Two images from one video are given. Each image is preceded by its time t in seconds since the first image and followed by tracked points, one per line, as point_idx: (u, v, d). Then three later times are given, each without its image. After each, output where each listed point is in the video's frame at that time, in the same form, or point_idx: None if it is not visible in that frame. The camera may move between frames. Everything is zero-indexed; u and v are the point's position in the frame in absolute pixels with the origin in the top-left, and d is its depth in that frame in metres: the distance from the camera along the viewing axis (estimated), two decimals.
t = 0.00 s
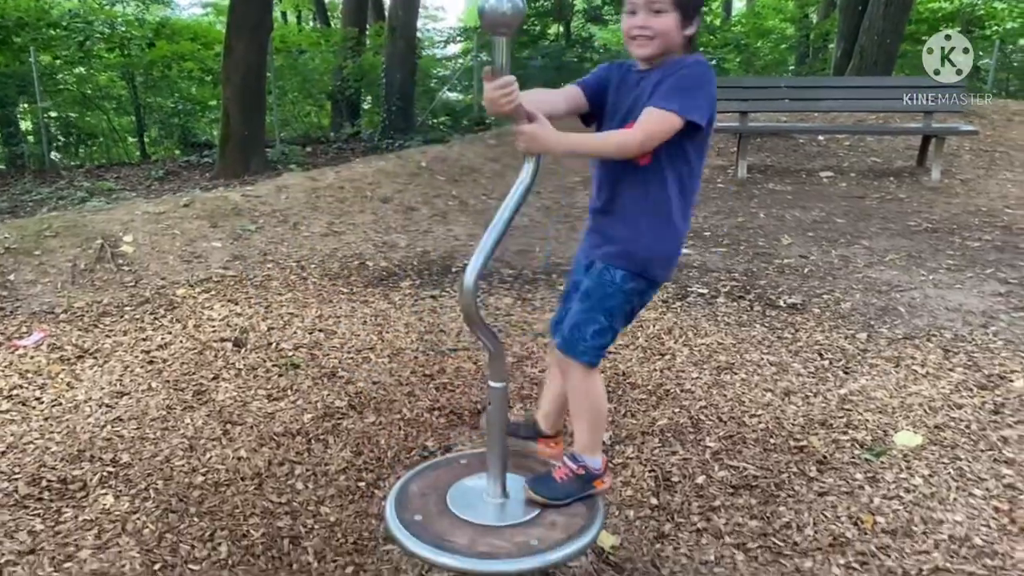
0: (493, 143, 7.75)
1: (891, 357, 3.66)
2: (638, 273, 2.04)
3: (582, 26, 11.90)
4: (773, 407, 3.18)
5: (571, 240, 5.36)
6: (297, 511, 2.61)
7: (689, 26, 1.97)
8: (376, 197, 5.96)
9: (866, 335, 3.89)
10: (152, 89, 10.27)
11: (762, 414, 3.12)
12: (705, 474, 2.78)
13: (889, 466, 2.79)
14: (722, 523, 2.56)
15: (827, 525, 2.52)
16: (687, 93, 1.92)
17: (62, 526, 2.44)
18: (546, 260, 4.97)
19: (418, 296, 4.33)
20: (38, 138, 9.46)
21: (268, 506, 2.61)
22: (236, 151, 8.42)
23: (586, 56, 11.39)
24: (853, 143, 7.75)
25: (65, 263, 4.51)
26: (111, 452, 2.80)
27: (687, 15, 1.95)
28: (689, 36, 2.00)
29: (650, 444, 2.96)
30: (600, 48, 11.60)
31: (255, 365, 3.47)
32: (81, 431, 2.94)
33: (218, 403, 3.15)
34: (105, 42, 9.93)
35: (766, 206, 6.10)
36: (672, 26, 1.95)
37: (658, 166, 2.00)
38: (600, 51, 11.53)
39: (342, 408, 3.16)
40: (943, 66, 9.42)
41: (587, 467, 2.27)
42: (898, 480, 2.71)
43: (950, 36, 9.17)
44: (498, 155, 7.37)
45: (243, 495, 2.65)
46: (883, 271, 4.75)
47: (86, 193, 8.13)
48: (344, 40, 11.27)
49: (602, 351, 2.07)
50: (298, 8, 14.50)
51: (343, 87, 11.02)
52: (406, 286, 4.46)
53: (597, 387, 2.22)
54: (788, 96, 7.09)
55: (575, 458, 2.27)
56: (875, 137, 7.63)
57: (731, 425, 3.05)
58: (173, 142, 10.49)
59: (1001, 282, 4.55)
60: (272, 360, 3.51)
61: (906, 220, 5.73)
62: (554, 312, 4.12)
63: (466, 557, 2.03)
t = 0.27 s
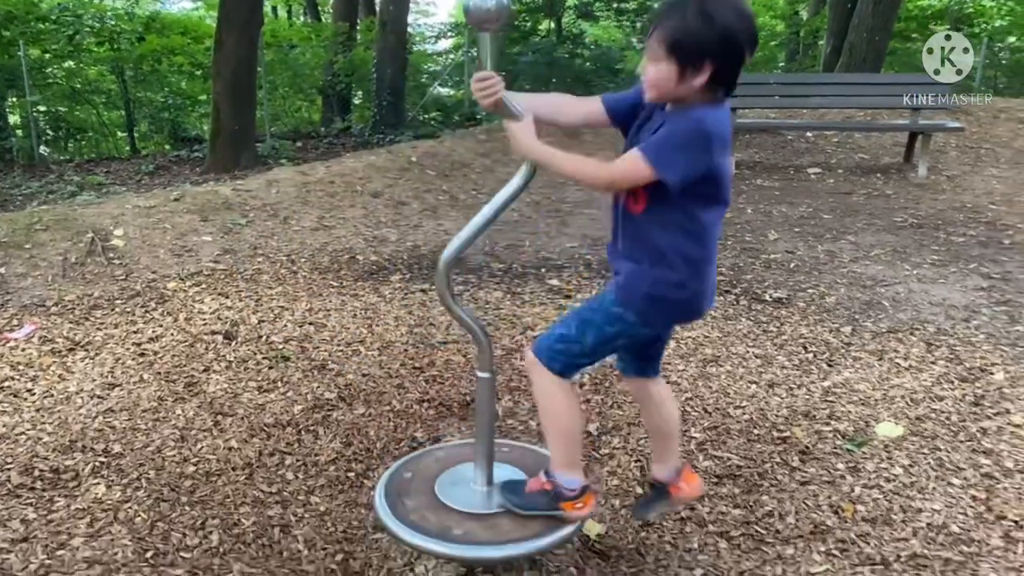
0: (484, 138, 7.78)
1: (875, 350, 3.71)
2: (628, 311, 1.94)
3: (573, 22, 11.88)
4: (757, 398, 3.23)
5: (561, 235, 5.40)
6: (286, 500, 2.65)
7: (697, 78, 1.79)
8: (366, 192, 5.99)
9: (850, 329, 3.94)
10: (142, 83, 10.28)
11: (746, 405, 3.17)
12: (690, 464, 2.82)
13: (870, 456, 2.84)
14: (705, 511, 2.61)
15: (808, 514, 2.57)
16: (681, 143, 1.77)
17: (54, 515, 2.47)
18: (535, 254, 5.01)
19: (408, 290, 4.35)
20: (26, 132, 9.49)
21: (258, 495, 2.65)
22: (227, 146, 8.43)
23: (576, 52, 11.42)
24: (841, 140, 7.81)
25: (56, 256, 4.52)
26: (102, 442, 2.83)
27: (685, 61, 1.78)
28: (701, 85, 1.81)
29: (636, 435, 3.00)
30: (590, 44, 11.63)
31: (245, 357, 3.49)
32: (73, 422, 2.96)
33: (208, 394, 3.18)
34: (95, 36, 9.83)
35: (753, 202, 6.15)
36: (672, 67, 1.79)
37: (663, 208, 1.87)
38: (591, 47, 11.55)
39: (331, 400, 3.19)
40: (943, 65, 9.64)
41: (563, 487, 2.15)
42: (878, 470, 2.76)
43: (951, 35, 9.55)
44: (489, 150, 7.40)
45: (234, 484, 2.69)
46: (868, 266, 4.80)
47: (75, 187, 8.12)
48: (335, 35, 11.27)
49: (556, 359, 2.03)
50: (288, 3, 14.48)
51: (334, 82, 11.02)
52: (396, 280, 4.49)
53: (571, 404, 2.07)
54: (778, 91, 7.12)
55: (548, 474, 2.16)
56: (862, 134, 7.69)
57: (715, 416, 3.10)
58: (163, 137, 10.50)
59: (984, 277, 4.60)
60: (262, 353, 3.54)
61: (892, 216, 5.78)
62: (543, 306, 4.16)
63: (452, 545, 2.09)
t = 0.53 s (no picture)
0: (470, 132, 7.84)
1: (849, 337, 3.81)
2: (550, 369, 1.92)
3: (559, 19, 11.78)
4: (733, 383, 3.33)
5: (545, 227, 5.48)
6: (274, 480, 2.72)
7: (569, 142, 1.90)
8: (353, 185, 6.05)
9: (825, 317, 4.04)
10: (128, 77, 10.26)
11: (722, 389, 3.27)
12: (667, 445, 2.92)
13: (840, 437, 2.94)
14: (681, 490, 2.70)
15: (779, 491, 2.67)
16: (561, 201, 1.75)
17: (47, 494, 2.53)
18: (520, 245, 5.10)
19: (394, 279, 4.43)
20: (12, 125, 9.49)
21: (247, 476, 2.72)
22: (213, 139, 8.47)
23: (562, 48, 11.49)
24: (822, 134, 7.92)
25: (44, 246, 4.57)
26: (93, 425, 2.90)
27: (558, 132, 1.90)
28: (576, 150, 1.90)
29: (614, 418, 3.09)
30: (576, 39, 11.69)
31: (233, 344, 3.56)
32: (64, 406, 3.03)
33: (197, 379, 3.25)
34: (80, 29, 9.81)
35: (735, 195, 6.25)
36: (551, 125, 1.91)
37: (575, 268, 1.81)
38: (576, 42, 11.63)
39: (318, 385, 3.27)
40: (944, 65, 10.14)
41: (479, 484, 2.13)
42: (848, 450, 2.86)
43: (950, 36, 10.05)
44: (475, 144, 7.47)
45: (223, 465, 2.76)
46: (845, 257, 4.91)
47: (62, 180, 8.14)
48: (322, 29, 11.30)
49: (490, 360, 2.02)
50: None
51: (321, 76, 11.06)
52: (382, 270, 4.56)
53: (492, 406, 2.07)
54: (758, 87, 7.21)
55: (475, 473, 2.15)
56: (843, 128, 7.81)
57: (692, 400, 3.19)
58: (150, 131, 10.56)
59: (958, 267, 4.71)
60: (250, 340, 3.61)
61: (870, 209, 5.89)
62: (526, 295, 4.25)
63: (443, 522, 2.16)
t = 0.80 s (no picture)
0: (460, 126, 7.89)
1: (832, 324, 3.88)
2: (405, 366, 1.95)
3: (550, 13, 11.78)
4: (718, 366, 3.40)
5: (534, 218, 5.53)
6: (267, 461, 2.77)
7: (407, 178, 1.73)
8: (344, 176, 6.09)
9: (809, 304, 4.11)
10: (117, 71, 10.24)
11: (707, 373, 3.34)
12: (652, 426, 2.98)
13: (822, 418, 3.01)
14: (665, 468, 2.76)
15: (762, 469, 2.73)
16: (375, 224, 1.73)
17: (44, 473, 2.58)
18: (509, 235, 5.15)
19: (385, 268, 4.48)
20: None
21: (240, 457, 2.77)
22: (204, 133, 8.49)
23: (551, 42, 11.55)
24: (808, 128, 8.00)
25: (37, 236, 4.60)
26: (88, 408, 2.94)
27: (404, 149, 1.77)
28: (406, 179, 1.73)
29: (602, 401, 3.15)
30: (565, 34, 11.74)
31: (226, 331, 3.61)
32: (59, 390, 3.07)
33: (190, 364, 3.29)
34: (69, 23, 9.77)
35: (722, 186, 6.32)
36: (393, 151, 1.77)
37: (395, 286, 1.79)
38: (566, 37, 11.68)
39: (310, 369, 3.32)
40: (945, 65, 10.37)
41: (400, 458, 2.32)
42: (829, 430, 2.93)
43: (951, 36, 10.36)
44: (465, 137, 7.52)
45: (217, 446, 2.81)
46: (830, 247, 4.98)
47: (51, 173, 8.14)
48: (311, 24, 11.31)
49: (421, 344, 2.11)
50: None
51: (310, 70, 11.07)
52: (373, 259, 4.61)
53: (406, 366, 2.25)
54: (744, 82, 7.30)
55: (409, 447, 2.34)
56: (829, 121, 7.89)
57: (678, 383, 3.26)
58: (139, 125, 10.60)
59: (939, 256, 4.79)
60: (242, 327, 3.65)
61: (855, 200, 5.97)
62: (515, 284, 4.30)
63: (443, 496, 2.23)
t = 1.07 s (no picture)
0: (449, 123, 7.91)
1: (819, 317, 3.93)
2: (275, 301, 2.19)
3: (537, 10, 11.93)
4: (707, 359, 3.45)
5: (524, 214, 5.57)
6: (262, 453, 2.80)
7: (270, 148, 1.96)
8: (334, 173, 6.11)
9: (797, 298, 4.16)
10: (105, 69, 10.19)
11: (697, 365, 3.38)
12: (643, 417, 3.02)
13: (809, 408, 3.06)
14: (656, 458, 2.81)
15: (751, 458, 2.78)
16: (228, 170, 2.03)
17: (41, 466, 2.60)
18: (500, 231, 5.19)
19: (376, 264, 4.50)
20: None
21: (235, 449, 2.80)
22: (193, 130, 8.49)
23: (540, 39, 11.57)
24: (795, 124, 8.05)
25: (27, 233, 4.61)
26: (83, 402, 2.96)
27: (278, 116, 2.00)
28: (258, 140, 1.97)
29: (593, 393, 3.19)
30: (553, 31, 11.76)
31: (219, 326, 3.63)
32: (54, 384, 3.08)
33: (184, 358, 3.31)
34: (56, 20, 9.74)
35: (710, 182, 6.37)
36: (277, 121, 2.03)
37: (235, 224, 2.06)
38: (554, 35, 11.71)
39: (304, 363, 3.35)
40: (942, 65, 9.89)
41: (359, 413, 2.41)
42: (817, 420, 2.98)
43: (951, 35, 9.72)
44: (455, 134, 7.54)
45: (212, 439, 2.83)
46: (817, 241, 5.03)
47: (39, 170, 8.12)
48: (300, 21, 11.30)
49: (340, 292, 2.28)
50: None
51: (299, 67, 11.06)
52: (363, 255, 4.63)
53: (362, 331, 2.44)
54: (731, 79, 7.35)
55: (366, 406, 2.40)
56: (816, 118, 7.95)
57: (668, 375, 3.30)
58: (127, 123, 10.58)
59: (925, 250, 4.85)
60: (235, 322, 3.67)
61: (842, 196, 6.02)
62: (506, 279, 4.34)
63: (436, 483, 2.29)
